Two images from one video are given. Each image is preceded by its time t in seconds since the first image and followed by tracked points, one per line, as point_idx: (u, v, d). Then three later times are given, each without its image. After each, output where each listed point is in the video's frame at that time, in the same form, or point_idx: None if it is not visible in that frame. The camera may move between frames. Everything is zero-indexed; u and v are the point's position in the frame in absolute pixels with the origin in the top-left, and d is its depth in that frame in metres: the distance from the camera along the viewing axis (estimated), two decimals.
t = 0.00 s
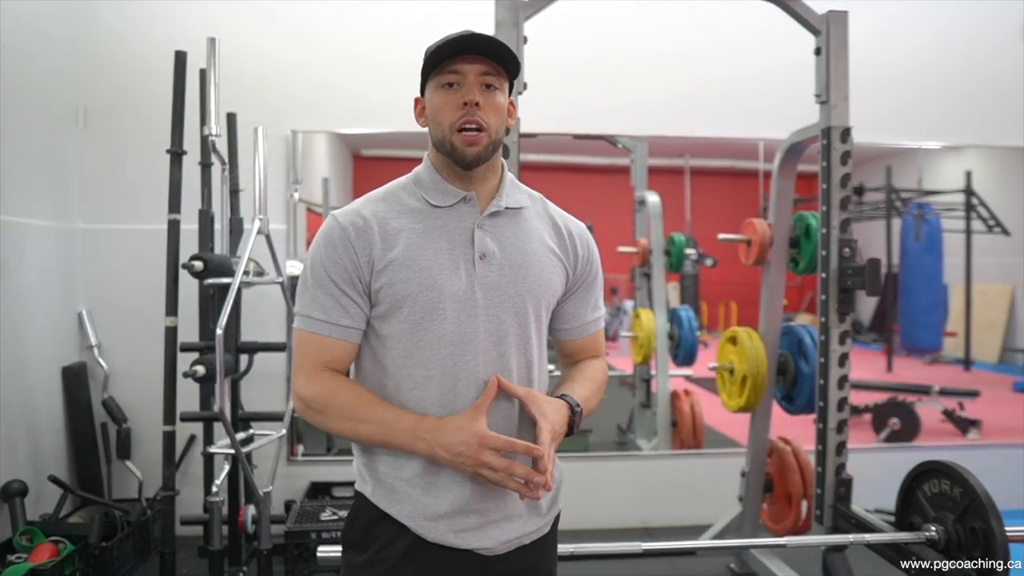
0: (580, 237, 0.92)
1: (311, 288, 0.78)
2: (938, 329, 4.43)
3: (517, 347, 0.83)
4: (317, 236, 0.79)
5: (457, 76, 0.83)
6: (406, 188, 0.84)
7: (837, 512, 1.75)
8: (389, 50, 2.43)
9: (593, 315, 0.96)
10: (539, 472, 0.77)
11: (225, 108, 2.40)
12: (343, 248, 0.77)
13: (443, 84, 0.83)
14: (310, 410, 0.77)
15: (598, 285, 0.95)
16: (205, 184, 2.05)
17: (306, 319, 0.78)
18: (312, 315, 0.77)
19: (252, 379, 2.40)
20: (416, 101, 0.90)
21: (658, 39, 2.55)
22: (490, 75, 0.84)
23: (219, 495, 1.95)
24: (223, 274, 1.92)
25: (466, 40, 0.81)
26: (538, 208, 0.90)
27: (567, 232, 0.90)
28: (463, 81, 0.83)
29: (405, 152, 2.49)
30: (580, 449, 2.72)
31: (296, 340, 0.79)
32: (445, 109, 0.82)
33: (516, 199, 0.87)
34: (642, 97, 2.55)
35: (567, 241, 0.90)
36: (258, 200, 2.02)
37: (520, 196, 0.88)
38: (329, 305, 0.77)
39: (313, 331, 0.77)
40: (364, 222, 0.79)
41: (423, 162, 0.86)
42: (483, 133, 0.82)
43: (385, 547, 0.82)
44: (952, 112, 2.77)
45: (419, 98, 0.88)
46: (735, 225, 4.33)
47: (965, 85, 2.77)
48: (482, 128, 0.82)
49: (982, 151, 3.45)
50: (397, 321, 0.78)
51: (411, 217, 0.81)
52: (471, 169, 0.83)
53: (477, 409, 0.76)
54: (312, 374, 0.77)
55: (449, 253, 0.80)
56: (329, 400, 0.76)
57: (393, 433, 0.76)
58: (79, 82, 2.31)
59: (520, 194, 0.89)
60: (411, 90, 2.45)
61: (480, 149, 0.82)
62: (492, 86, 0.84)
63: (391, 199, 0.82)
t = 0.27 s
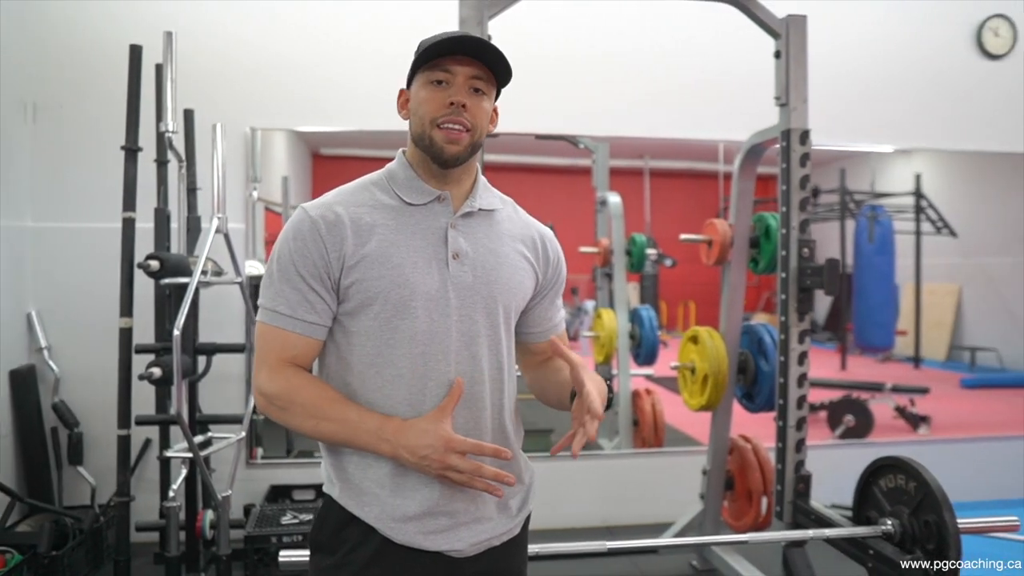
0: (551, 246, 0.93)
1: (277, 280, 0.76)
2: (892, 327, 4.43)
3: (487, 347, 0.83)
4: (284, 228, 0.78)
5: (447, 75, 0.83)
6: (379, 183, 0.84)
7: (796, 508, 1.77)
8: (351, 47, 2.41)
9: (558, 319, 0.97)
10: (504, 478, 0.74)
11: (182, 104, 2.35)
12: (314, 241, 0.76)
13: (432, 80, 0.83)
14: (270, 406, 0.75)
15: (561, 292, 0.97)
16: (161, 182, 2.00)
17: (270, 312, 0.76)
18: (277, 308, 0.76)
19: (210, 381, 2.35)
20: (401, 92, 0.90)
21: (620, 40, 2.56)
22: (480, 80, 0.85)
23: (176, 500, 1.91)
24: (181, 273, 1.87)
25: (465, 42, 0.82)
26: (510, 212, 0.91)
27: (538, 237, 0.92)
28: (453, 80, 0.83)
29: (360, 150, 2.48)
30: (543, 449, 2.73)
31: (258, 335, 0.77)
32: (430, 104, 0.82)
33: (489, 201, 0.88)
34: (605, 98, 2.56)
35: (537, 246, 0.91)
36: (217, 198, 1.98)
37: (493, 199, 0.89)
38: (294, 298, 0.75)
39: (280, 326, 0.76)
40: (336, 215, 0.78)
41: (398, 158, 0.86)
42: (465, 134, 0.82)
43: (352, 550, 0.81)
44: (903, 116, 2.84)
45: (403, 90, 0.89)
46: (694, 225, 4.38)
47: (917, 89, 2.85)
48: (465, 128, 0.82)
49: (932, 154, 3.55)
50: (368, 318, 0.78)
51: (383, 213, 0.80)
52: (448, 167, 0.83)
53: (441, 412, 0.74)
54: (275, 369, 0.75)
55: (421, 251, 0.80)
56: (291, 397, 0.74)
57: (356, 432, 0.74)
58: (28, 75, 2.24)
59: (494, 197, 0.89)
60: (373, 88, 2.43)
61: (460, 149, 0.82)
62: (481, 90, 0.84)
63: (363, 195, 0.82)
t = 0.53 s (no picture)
0: (525, 246, 0.95)
1: (254, 284, 0.76)
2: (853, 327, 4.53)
3: (465, 349, 0.84)
4: (260, 229, 0.78)
5: (424, 80, 0.84)
6: (355, 185, 0.84)
7: (763, 506, 1.80)
8: (318, 45, 2.38)
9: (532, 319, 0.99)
10: (488, 479, 0.76)
11: (144, 102, 2.30)
12: (293, 244, 0.76)
13: (408, 85, 0.84)
14: (248, 411, 0.75)
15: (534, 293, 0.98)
16: (123, 181, 1.96)
17: (247, 316, 0.75)
18: (254, 311, 0.75)
19: (174, 384, 2.31)
20: (376, 93, 0.91)
21: (588, 42, 2.58)
22: (456, 86, 0.85)
23: (139, 506, 1.87)
24: (144, 274, 1.84)
25: (441, 49, 0.83)
26: (485, 214, 0.92)
27: (513, 239, 0.93)
28: (429, 86, 0.84)
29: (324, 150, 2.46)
30: (512, 450, 2.73)
31: (234, 338, 0.76)
32: (407, 109, 0.83)
33: (465, 203, 0.89)
34: (574, 99, 2.57)
35: (512, 247, 0.92)
36: (181, 197, 1.94)
37: (468, 201, 0.90)
38: (272, 302, 0.75)
39: (258, 330, 0.75)
40: (315, 218, 0.78)
41: (373, 161, 0.86)
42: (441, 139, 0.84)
43: (331, 554, 0.81)
44: (864, 119, 2.90)
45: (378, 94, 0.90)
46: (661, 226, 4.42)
47: (878, 94, 2.91)
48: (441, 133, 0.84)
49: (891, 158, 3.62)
50: (349, 321, 0.78)
51: (362, 216, 0.81)
52: (424, 171, 0.84)
53: (423, 415, 0.75)
54: (253, 374, 0.75)
55: (399, 253, 0.80)
56: (269, 402, 0.74)
57: (336, 437, 0.75)
58: None
59: (468, 200, 0.90)
60: (340, 87, 2.40)
61: (437, 154, 0.83)
62: (457, 96, 0.85)
63: (340, 197, 0.82)
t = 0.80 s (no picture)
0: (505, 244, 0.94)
1: (231, 283, 0.74)
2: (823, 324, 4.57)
3: (446, 348, 0.84)
4: (237, 226, 0.76)
5: (404, 75, 0.83)
6: (334, 182, 0.83)
7: (737, 503, 1.81)
8: (290, 41, 2.35)
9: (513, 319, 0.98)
10: (471, 479, 0.76)
11: (112, 97, 2.25)
12: (273, 242, 0.75)
13: (388, 80, 0.83)
14: (225, 413, 0.73)
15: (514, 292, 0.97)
16: (89, 178, 1.91)
17: (224, 315, 0.74)
18: (231, 310, 0.74)
19: (141, 386, 2.26)
20: (357, 91, 0.90)
21: (563, 40, 2.57)
22: (437, 81, 0.85)
23: (106, 510, 1.83)
24: (111, 273, 1.79)
25: (422, 44, 0.83)
26: (465, 212, 0.91)
27: (493, 236, 0.92)
28: (409, 81, 0.83)
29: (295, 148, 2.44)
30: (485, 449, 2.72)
31: (210, 339, 0.74)
32: (387, 105, 0.82)
33: (444, 202, 0.88)
34: (548, 98, 2.57)
35: (493, 246, 0.92)
36: (150, 195, 1.90)
37: (448, 199, 0.89)
38: (251, 301, 0.73)
39: (235, 330, 0.74)
40: (294, 215, 0.77)
41: (353, 158, 0.85)
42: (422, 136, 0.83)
43: (311, 557, 0.80)
44: (833, 120, 2.94)
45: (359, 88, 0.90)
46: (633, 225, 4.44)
47: (846, 95, 2.95)
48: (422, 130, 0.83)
49: (859, 158, 3.68)
50: (328, 321, 0.77)
51: (342, 213, 0.80)
52: (405, 168, 0.83)
53: (405, 415, 0.75)
54: (231, 375, 0.73)
55: (380, 251, 0.79)
56: (247, 404, 0.73)
57: (318, 439, 0.74)
58: None
59: (448, 198, 0.90)
60: (312, 83, 2.38)
61: (417, 151, 0.82)
62: (437, 91, 0.85)
63: (319, 194, 0.81)
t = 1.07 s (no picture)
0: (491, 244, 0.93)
1: (209, 279, 0.72)
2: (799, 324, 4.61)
3: (428, 348, 0.82)
4: (217, 221, 0.75)
5: (388, 71, 0.82)
6: (316, 178, 0.82)
7: (718, 502, 1.82)
8: (268, 38, 2.32)
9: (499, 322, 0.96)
10: (452, 479, 0.74)
11: (84, 92, 2.21)
12: (252, 238, 0.73)
13: (372, 76, 0.82)
14: (202, 412, 0.72)
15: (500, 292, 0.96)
16: (62, 175, 1.87)
17: (202, 312, 0.72)
18: (209, 307, 0.72)
19: (116, 387, 2.22)
20: (339, 85, 0.88)
21: (543, 40, 2.57)
22: (421, 76, 0.84)
23: (80, 514, 1.79)
24: (84, 272, 1.76)
25: (407, 38, 0.81)
26: (450, 210, 0.90)
27: (479, 236, 0.91)
28: (394, 77, 0.82)
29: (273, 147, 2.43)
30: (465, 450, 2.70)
31: (188, 336, 0.73)
32: (371, 101, 0.81)
33: (429, 200, 0.87)
34: (528, 97, 2.57)
35: (479, 246, 0.90)
36: (125, 193, 1.87)
37: (433, 198, 0.88)
38: (228, 298, 0.72)
39: (213, 327, 0.72)
40: (274, 211, 0.75)
41: (336, 154, 0.84)
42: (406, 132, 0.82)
43: (292, 561, 0.78)
44: (810, 121, 2.97)
45: (340, 82, 0.88)
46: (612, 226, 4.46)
47: (823, 97, 2.98)
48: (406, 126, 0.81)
49: (835, 159, 3.72)
50: (308, 319, 0.75)
51: (323, 210, 0.78)
52: (389, 166, 0.82)
53: (385, 415, 0.73)
54: (208, 373, 0.72)
55: (362, 249, 0.78)
56: (224, 402, 0.71)
57: (295, 437, 0.72)
58: None
59: (432, 195, 0.88)
60: (290, 81, 2.35)
61: (402, 148, 0.81)
62: (422, 87, 0.84)
63: (301, 190, 0.79)
